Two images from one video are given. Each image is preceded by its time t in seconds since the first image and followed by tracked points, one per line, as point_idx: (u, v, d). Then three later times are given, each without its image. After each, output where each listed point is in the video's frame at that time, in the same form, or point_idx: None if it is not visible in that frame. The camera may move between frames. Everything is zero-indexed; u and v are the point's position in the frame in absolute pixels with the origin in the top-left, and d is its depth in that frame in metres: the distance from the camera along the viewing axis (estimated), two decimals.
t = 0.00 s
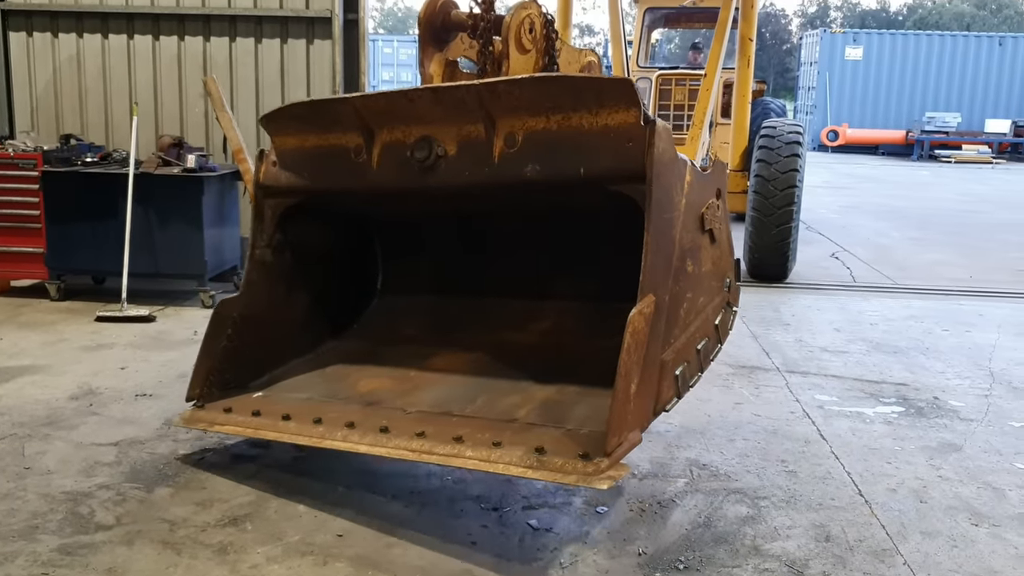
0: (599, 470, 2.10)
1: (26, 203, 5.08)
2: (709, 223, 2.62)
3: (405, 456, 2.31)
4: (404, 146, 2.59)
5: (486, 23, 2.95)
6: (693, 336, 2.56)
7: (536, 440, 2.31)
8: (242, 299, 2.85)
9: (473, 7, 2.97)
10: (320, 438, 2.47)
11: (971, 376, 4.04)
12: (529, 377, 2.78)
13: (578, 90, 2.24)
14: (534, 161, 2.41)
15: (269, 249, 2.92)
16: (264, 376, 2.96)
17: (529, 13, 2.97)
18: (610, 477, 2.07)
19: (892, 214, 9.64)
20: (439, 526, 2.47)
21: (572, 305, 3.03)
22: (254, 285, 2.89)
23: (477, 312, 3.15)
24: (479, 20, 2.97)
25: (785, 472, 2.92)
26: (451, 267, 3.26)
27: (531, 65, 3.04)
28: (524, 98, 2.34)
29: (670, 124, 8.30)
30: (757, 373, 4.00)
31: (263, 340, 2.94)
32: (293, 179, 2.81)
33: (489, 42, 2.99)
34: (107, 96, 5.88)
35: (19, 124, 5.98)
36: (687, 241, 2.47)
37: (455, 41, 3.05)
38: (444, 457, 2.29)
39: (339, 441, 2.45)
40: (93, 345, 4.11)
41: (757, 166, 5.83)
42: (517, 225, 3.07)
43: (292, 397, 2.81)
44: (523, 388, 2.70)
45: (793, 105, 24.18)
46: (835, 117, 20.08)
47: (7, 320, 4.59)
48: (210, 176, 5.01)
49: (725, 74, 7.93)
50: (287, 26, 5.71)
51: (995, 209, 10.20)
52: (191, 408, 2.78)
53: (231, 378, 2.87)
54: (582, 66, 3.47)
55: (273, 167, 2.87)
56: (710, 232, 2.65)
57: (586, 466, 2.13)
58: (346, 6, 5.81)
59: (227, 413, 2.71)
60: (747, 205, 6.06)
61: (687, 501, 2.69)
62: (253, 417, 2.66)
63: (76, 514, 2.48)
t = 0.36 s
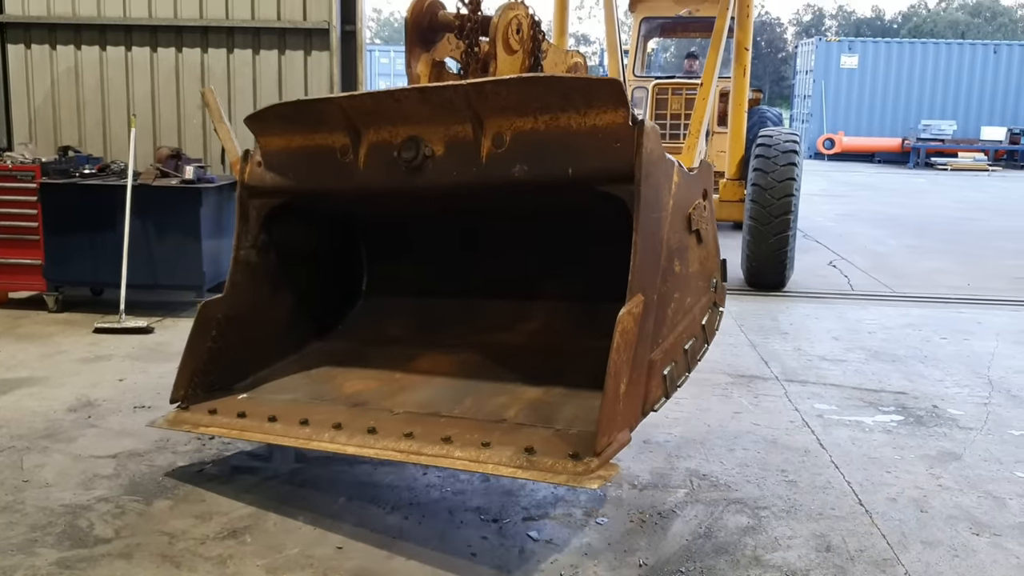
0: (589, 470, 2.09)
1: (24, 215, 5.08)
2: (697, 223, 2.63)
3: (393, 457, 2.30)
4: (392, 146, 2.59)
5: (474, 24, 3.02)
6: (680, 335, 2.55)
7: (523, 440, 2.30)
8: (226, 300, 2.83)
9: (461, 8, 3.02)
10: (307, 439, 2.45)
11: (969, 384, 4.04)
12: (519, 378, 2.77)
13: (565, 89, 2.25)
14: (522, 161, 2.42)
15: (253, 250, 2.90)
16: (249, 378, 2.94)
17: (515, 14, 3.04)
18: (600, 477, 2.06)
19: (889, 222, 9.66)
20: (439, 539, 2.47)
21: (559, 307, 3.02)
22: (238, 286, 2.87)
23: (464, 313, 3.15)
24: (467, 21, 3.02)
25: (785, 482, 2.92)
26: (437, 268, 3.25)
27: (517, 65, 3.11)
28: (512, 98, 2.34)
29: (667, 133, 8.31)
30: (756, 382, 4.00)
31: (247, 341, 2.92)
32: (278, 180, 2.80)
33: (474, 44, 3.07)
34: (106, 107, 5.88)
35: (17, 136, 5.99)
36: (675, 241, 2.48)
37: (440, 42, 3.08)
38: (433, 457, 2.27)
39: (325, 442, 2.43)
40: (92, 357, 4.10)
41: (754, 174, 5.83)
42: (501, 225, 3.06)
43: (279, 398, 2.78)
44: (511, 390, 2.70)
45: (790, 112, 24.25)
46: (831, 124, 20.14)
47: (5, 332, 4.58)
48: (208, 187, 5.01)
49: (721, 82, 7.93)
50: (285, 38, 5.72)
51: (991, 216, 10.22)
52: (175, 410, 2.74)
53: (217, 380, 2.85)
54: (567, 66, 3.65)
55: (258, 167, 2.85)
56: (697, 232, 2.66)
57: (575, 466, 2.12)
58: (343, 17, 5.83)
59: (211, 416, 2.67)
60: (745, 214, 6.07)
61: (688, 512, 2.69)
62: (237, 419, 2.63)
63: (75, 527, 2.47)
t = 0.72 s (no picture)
0: (583, 462, 2.09)
1: (24, 221, 5.08)
2: (691, 224, 2.63)
3: (387, 447, 2.28)
4: (389, 140, 2.61)
5: (474, 22, 3.03)
6: (672, 334, 2.55)
7: (517, 432, 2.29)
8: (217, 290, 2.82)
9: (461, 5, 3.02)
10: (300, 428, 2.44)
11: (969, 390, 4.04)
12: (514, 372, 2.77)
13: (565, 88, 2.26)
14: (519, 157, 2.43)
15: (246, 242, 2.90)
16: (239, 368, 2.93)
17: (517, 12, 3.06)
18: (594, 468, 2.06)
19: (889, 227, 9.67)
20: (440, 545, 2.46)
21: (552, 303, 3.06)
22: (230, 278, 2.87)
23: (458, 308, 3.17)
24: (467, 18, 3.02)
25: (785, 487, 2.92)
26: (429, 263, 3.27)
27: (517, 64, 3.14)
28: (512, 95, 2.35)
29: (667, 139, 8.33)
30: (756, 388, 4.00)
31: (238, 331, 2.91)
32: (273, 172, 2.81)
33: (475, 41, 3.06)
34: (106, 113, 5.89)
35: (17, 141, 5.99)
36: (669, 241, 2.48)
37: (440, 38, 3.04)
38: (428, 448, 2.26)
39: (318, 431, 2.41)
40: (92, 363, 4.10)
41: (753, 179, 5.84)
42: (494, 222, 3.08)
43: (270, 389, 2.77)
44: (504, 384, 2.69)
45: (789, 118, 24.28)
46: (831, 129, 20.16)
47: (5, 338, 4.58)
48: (209, 193, 5.01)
49: (721, 88, 7.94)
50: (285, 43, 5.73)
51: (990, 222, 10.23)
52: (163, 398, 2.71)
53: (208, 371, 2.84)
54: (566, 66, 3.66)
55: (253, 158, 2.85)
56: (691, 233, 2.66)
57: (570, 458, 2.11)
58: (343, 23, 5.84)
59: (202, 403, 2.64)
60: (744, 219, 6.08)
61: (688, 517, 2.69)
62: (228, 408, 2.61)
63: (75, 533, 2.47)
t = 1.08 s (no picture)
0: (592, 454, 2.08)
1: (25, 230, 5.08)
2: (694, 225, 2.63)
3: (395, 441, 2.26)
4: (397, 141, 2.61)
5: (481, 24, 3.01)
6: (675, 332, 2.54)
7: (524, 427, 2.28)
8: (222, 289, 2.82)
9: (470, 8, 2.99)
10: (308, 424, 2.41)
11: (970, 400, 4.03)
12: (516, 370, 2.76)
13: (575, 88, 2.26)
14: (527, 157, 2.44)
15: (251, 241, 2.89)
16: (242, 368, 2.92)
17: (523, 16, 3.16)
18: (603, 460, 2.05)
19: (889, 237, 9.67)
20: (440, 555, 2.46)
21: (557, 303, 3.05)
22: (235, 278, 2.86)
23: (461, 307, 3.17)
24: (475, 21, 3.00)
25: (786, 498, 2.91)
26: (432, 262, 3.27)
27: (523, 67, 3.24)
28: (520, 95, 2.36)
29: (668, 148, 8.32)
30: (757, 398, 3.99)
31: (240, 330, 2.90)
32: (280, 172, 2.80)
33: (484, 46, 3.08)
34: (107, 121, 5.90)
35: (18, 150, 6.00)
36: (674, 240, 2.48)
37: (445, 42, 3.02)
38: (436, 442, 2.24)
39: (326, 427, 2.40)
40: (92, 372, 4.10)
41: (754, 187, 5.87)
42: (500, 220, 3.11)
43: (275, 387, 2.76)
44: (511, 381, 2.69)
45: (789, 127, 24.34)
46: (831, 139, 20.19)
47: (5, 347, 4.58)
48: (210, 202, 5.01)
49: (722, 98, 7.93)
50: (286, 53, 5.74)
51: (990, 231, 10.24)
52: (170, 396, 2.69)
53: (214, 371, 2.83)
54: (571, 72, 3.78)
55: (260, 159, 2.84)
56: (694, 234, 2.67)
57: (578, 450, 2.11)
58: (344, 32, 5.85)
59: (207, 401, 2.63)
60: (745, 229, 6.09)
61: (688, 528, 2.68)
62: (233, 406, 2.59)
63: (75, 542, 2.47)
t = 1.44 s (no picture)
0: (615, 439, 2.12)
1: (21, 240, 5.08)
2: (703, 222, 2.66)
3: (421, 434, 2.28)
4: (413, 146, 2.65)
5: (493, 33, 3.01)
6: (688, 326, 2.56)
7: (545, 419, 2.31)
8: (241, 295, 2.80)
9: (480, 16, 3.00)
10: (331, 422, 2.43)
11: (968, 409, 4.03)
12: (532, 367, 2.82)
13: (588, 91, 2.31)
14: (541, 158, 2.50)
15: (268, 248, 2.90)
16: (262, 372, 2.91)
17: (534, 24, 3.12)
18: (625, 445, 2.09)
19: (886, 246, 9.68)
20: (438, 567, 2.44)
21: (567, 300, 3.13)
22: (254, 284, 2.86)
23: (473, 309, 3.22)
24: (486, 30, 3.01)
25: (785, 508, 2.91)
26: (444, 265, 3.32)
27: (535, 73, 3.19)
28: (533, 98, 2.40)
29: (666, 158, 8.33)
30: (756, 408, 3.98)
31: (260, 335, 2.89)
32: (296, 179, 2.83)
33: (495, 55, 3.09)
34: (104, 131, 5.90)
35: (15, 160, 6.00)
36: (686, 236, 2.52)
37: (459, 50, 3.09)
38: (460, 434, 2.27)
39: (350, 422, 2.43)
40: (89, 382, 4.09)
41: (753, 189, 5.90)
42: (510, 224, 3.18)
43: (292, 389, 2.77)
44: (529, 377, 2.73)
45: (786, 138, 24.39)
46: (828, 149, 20.22)
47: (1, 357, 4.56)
48: (207, 212, 5.01)
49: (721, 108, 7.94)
50: (284, 62, 5.75)
51: (987, 241, 10.25)
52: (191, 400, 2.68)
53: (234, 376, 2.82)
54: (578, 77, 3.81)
55: (275, 167, 2.86)
56: (703, 231, 2.69)
57: (601, 436, 2.15)
58: (343, 42, 5.87)
59: (230, 404, 2.63)
60: (744, 236, 6.11)
61: (687, 538, 2.68)
62: (256, 404, 2.60)
63: (69, 554, 2.46)
